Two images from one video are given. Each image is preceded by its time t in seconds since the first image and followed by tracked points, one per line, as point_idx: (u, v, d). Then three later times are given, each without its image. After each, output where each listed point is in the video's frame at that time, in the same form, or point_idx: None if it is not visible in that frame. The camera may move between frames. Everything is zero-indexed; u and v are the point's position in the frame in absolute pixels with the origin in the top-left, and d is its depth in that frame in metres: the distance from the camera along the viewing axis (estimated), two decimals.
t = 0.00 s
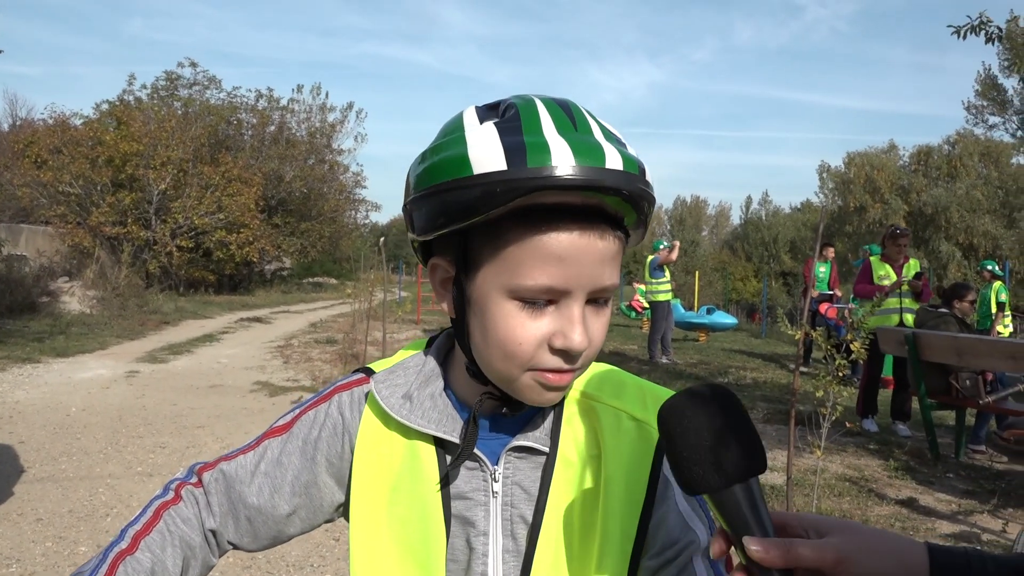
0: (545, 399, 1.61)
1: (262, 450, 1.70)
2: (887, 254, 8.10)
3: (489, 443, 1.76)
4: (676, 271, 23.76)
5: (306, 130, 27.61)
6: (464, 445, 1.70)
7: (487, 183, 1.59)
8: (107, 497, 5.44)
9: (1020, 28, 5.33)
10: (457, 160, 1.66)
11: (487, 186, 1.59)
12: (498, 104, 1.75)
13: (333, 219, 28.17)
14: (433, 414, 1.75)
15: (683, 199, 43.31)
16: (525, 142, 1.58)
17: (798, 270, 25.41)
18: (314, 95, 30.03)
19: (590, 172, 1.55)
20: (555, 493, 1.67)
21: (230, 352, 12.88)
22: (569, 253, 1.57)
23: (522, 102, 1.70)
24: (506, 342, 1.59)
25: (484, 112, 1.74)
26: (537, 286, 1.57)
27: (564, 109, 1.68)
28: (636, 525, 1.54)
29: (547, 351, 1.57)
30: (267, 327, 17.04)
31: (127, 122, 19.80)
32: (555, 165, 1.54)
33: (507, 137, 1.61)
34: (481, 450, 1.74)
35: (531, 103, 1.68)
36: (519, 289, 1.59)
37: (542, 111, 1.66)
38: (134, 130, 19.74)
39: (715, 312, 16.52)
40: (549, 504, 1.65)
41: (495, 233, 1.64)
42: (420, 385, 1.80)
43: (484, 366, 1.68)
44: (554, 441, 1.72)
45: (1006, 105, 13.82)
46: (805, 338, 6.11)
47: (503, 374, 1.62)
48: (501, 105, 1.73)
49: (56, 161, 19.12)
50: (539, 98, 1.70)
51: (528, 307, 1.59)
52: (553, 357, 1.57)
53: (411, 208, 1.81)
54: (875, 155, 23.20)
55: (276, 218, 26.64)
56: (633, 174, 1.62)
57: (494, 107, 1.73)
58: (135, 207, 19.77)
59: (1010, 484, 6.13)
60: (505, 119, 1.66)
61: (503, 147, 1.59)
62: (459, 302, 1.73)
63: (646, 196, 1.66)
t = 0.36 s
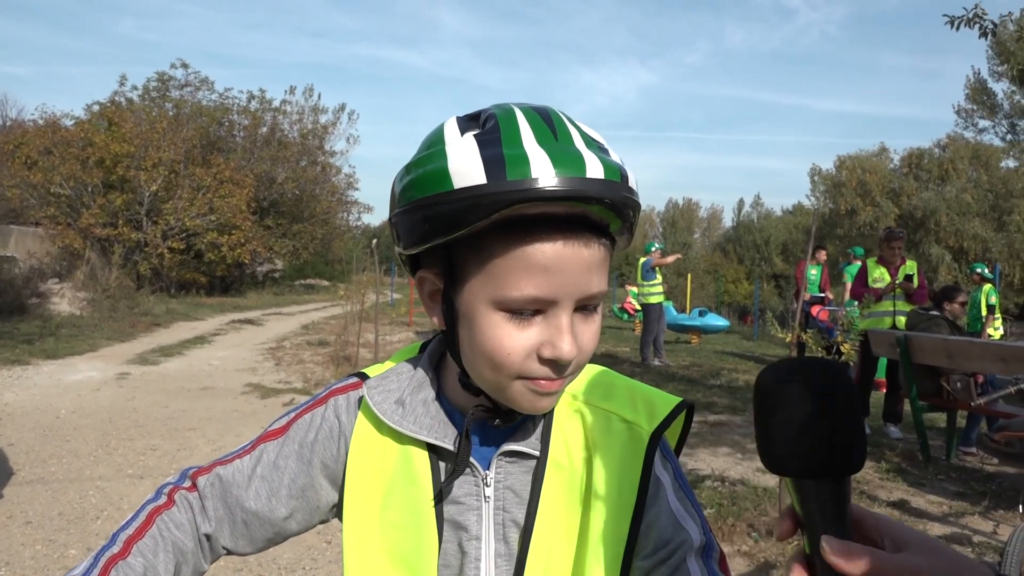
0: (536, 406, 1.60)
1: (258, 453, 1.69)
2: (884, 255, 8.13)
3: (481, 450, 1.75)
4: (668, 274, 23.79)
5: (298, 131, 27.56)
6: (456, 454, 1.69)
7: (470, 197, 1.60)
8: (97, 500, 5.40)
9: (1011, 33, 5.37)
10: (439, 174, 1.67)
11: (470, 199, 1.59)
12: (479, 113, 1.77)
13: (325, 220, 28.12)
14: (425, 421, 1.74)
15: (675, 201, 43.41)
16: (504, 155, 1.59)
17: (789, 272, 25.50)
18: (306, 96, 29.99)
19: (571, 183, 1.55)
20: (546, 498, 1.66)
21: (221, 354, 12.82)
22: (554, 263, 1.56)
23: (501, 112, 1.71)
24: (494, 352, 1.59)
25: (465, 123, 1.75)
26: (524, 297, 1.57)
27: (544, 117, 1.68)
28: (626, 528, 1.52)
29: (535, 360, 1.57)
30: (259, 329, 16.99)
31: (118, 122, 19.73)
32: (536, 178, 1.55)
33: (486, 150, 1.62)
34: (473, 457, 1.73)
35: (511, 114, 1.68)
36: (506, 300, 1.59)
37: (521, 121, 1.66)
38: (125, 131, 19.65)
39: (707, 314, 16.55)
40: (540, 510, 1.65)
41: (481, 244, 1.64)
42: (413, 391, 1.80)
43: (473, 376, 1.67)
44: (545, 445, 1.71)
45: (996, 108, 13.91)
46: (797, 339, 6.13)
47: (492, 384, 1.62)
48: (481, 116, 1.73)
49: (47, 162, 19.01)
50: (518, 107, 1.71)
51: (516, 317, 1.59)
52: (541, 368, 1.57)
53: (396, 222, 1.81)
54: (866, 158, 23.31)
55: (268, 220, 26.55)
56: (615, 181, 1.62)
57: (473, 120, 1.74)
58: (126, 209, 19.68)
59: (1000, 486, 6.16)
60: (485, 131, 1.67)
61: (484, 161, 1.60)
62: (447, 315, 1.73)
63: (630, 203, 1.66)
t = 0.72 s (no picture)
0: (515, 406, 1.62)
1: (248, 451, 1.68)
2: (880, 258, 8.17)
3: (464, 446, 1.74)
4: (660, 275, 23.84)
5: (291, 132, 27.48)
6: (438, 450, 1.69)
7: (445, 204, 1.61)
8: (87, 501, 5.38)
9: (1001, 36, 5.40)
10: (414, 181, 1.69)
11: (445, 206, 1.61)
12: (456, 119, 1.78)
13: (318, 221, 28.07)
14: (408, 416, 1.73)
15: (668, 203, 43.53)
16: (477, 163, 1.61)
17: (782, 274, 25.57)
18: (299, 96, 29.92)
19: (544, 189, 1.57)
20: (528, 493, 1.66)
21: (212, 355, 12.78)
22: (530, 266, 1.58)
23: (477, 119, 1.72)
24: (471, 354, 1.62)
25: (442, 130, 1.77)
26: (501, 300, 1.59)
27: (519, 124, 1.70)
28: (608, 523, 1.54)
29: (513, 362, 1.59)
30: (250, 330, 16.96)
31: (109, 122, 19.64)
32: (508, 185, 1.57)
33: (461, 159, 1.64)
34: (456, 452, 1.72)
35: (485, 123, 1.70)
36: (483, 303, 1.61)
37: (495, 129, 1.68)
38: (117, 131, 19.58)
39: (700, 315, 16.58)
40: (522, 503, 1.65)
41: (457, 247, 1.66)
42: (396, 387, 1.79)
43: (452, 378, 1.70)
44: (527, 440, 1.71)
45: (987, 111, 13.98)
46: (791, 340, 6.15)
47: (472, 384, 1.64)
48: (456, 123, 1.75)
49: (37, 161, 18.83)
50: (492, 114, 1.73)
51: (494, 320, 1.61)
52: (519, 368, 1.59)
53: (376, 226, 1.82)
54: (858, 160, 23.42)
55: (260, 220, 26.48)
56: (589, 186, 1.64)
57: (449, 126, 1.75)
58: (117, 208, 19.60)
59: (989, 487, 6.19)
60: (460, 139, 1.68)
61: (457, 169, 1.62)
62: (425, 318, 1.75)
63: (604, 207, 1.68)
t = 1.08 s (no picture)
0: (494, 403, 1.65)
1: (234, 449, 1.67)
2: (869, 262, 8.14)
3: (447, 441, 1.75)
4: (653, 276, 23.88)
5: (285, 131, 27.42)
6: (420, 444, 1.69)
7: (422, 209, 1.63)
8: (77, 500, 5.35)
9: (993, 41, 5.42)
10: (392, 185, 1.70)
11: (422, 210, 1.63)
12: (434, 124, 1.79)
13: (312, 221, 28.04)
14: (393, 413, 1.74)
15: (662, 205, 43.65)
16: (452, 168, 1.62)
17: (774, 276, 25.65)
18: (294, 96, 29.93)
19: (519, 194, 1.60)
20: (511, 487, 1.67)
21: (205, 354, 12.74)
22: (506, 268, 1.61)
23: (454, 124, 1.73)
24: (450, 353, 1.64)
25: (419, 134, 1.77)
26: (479, 300, 1.61)
27: (494, 128, 1.70)
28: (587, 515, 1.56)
29: (492, 360, 1.62)
30: (243, 329, 16.92)
31: (102, 120, 19.55)
32: (482, 190, 1.60)
33: (437, 162, 1.65)
34: (438, 446, 1.73)
35: (462, 128, 1.70)
36: (462, 303, 1.63)
37: (471, 134, 1.69)
38: (110, 129, 19.50)
39: (693, 317, 16.62)
40: (505, 497, 1.66)
41: (436, 249, 1.67)
42: (381, 386, 1.79)
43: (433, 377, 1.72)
44: (510, 436, 1.72)
45: (979, 115, 14.06)
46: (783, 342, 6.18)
47: (451, 383, 1.66)
48: (434, 127, 1.76)
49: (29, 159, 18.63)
50: (467, 118, 1.74)
51: (472, 319, 1.63)
52: (497, 367, 1.61)
53: (356, 227, 1.83)
54: (851, 163, 23.53)
55: (253, 220, 26.45)
56: (563, 190, 1.66)
57: (426, 131, 1.76)
58: (110, 207, 19.54)
59: (980, 489, 6.23)
60: (437, 143, 1.70)
61: (432, 174, 1.64)
62: (406, 319, 1.77)
63: (579, 210, 1.70)
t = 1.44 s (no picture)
0: (471, 389, 1.66)
1: (225, 441, 1.68)
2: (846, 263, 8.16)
3: (431, 430, 1.76)
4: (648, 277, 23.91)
5: (279, 130, 27.36)
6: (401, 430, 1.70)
7: (395, 197, 1.65)
8: (70, 500, 5.33)
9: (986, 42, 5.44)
10: (367, 176, 1.72)
11: (395, 200, 1.65)
12: (410, 119, 1.82)
13: (306, 220, 28.00)
14: (379, 403, 1.75)
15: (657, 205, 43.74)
16: (421, 159, 1.65)
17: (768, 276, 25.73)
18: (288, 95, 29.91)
19: (488, 182, 1.62)
20: (494, 475, 1.68)
21: (198, 353, 12.71)
22: (476, 256, 1.62)
23: (428, 119, 1.76)
24: (427, 340, 1.64)
25: (396, 129, 1.80)
26: (453, 287, 1.62)
27: (465, 122, 1.73)
28: (568, 504, 1.57)
29: (465, 347, 1.62)
30: (237, 329, 16.88)
31: (96, 119, 19.47)
32: (450, 178, 1.61)
33: (408, 153, 1.68)
34: (422, 434, 1.74)
35: (434, 122, 1.74)
36: (437, 290, 1.64)
37: (442, 127, 1.72)
38: (104, 128, 19.42)
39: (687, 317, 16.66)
40: (488, 486, 1.67)
41: (410, 237, 1.69)
42: (367, 377, 1.81)
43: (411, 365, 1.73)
44: (494, 425, 1.73)
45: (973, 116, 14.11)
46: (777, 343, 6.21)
47: (428, 369, 1.67)
48: (410, 124, 1.79)
49: (22, 158, 18.52)
50: (439, 113, 1.77)
51: (447, 306, 1.64)
52: (470, 353, 1.62)
53: (339, 219, 1.85)
54: (845, 163, 23.63)
55: (248, 219, 26.40)
56: (532, 179, 1.67)
57: (402, 126, 1.79)
58: (104, 206, 19.45)
59: (972, 489, 6.28)
60: (409, 137, 1.73)
61: (402, 165, 1.66)
62: (385, 309, 1.78)
63: (551, 201, 1.71)
